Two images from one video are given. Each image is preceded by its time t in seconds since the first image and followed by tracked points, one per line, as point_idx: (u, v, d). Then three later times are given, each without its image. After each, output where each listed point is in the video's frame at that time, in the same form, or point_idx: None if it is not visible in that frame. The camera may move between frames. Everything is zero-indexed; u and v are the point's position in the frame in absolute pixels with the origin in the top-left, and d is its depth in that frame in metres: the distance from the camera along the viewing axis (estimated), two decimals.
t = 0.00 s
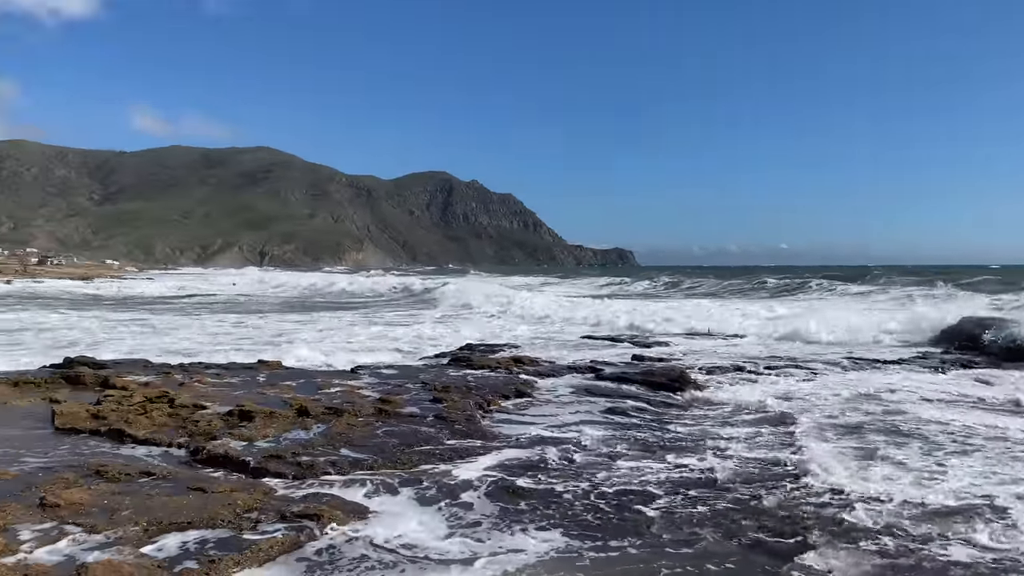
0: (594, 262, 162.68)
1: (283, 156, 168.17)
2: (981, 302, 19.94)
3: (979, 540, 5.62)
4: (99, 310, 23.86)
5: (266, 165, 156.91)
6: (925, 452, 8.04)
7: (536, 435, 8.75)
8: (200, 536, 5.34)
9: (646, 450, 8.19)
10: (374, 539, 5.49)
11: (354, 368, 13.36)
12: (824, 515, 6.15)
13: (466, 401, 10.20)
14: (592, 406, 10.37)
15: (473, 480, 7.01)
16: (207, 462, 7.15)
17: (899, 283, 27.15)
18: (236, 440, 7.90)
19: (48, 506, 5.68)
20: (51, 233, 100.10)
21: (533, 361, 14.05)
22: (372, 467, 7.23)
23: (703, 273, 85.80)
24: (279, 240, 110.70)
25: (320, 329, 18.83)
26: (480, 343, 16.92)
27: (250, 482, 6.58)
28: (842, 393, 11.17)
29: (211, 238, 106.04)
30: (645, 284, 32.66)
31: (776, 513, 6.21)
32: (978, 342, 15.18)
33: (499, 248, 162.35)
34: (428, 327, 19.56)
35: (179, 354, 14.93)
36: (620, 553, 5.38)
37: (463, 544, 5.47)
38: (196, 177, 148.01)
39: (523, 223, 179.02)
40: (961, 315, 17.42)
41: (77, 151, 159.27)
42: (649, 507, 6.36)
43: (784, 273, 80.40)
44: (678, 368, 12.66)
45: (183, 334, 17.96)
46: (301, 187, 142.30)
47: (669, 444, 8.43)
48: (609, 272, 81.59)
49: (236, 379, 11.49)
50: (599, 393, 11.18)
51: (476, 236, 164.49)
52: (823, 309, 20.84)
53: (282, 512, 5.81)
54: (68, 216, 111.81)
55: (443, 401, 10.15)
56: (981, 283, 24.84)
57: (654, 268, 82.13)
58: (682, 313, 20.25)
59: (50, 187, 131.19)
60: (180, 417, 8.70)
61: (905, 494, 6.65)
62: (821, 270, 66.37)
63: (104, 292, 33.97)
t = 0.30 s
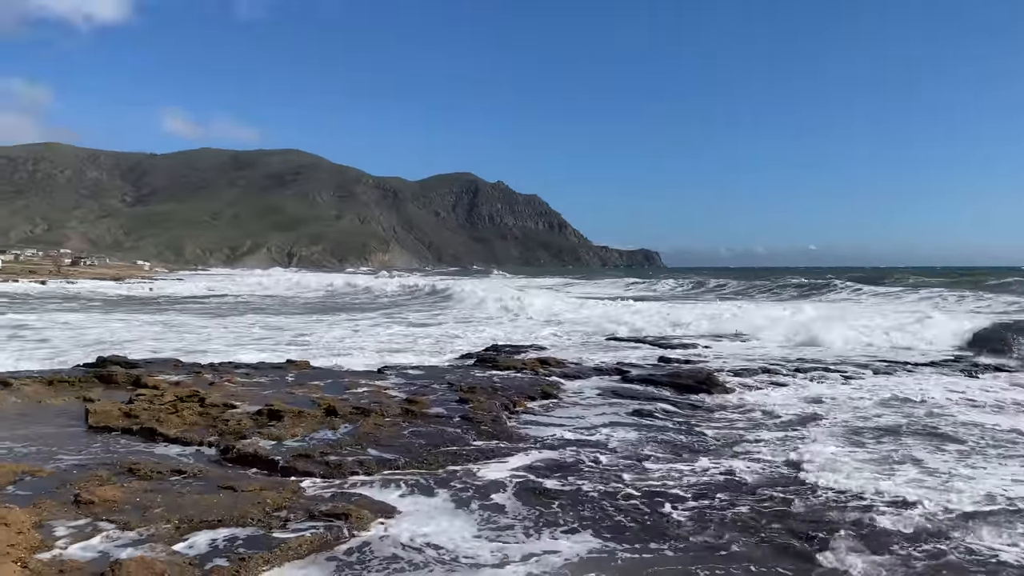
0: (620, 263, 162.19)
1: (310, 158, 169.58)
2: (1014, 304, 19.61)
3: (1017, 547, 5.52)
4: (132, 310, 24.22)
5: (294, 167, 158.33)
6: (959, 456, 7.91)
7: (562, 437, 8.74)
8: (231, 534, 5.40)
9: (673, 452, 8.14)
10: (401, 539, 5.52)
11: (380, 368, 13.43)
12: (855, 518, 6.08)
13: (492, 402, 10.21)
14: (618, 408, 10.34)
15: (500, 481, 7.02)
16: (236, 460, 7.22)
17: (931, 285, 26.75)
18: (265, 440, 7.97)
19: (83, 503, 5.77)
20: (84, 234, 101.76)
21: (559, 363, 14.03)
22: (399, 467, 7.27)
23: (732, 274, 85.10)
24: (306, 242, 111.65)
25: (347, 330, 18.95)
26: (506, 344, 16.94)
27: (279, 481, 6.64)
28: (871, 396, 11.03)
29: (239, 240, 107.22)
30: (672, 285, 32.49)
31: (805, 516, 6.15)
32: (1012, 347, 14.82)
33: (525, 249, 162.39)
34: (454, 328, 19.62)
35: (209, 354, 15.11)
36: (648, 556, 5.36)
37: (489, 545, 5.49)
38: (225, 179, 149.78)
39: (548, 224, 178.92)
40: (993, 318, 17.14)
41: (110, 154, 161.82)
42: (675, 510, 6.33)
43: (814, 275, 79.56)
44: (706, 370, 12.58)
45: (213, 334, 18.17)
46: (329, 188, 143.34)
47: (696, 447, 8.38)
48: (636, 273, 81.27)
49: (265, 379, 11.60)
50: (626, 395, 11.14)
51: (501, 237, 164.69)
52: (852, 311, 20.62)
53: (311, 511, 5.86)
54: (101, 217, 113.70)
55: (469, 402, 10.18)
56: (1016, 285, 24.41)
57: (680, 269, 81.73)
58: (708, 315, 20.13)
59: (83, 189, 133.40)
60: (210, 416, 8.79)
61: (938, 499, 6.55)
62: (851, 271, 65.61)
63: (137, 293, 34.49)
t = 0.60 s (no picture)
0: (641, 264, 161.80)
1: (332, 159, 170.61)
2: None
3: None
4: (158, 310, 24.51)
5: (317, 168, 159.35)
6: (989, 459, 7.79)
7: (585, 438, 8.72)
8: (256, 531, 5.44)
9: (696, 454, 8.10)
10: (424, 539, 5.54)
11: (403, 368, 13.48)
12: (883, 522, 6.00)
13: (514, 402, 10.22)
14: (640, 410, 10.30)
15: (523, 481, 7.03)
16: (260, 458, 7.28)
17: (959, 287, 26.39)
18: (289, 438, 8.03)
19: (111, 500, 5.84)
20: (111, 235, 103.06)
21: (581, 363, 14.01)
22: (422, 466, 7.29)
23: (755, 275, 84.50)
24: (329, 242, 112.39)
25: (370, 330, 19.04)
26: (528, 345, 16.95)
27: (303, 479, 6.68)
28: (897, 399, 10.92)
29: (263, 241, 108.15)
30: (694, 286, 32.32)
31: (832, 519, 6.09)
32: None
33: (546, 249, 162.34)
34: (476, 328, 19.67)
35: (233, 353, 15.23)
36: (673, 559, 5.32)
37: (513, 546, 5.49)
38: (249, 180, 151.09)
39: (570, 225, 178.83)
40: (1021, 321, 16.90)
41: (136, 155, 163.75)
42: (699, 512, 6.30)
43: (839, 275, 78.85)
44: (729, 372, 12.50)
45: (237, 334, 18.35)
46: (351, 189, 144.07)
47: (720, 449, 8.33)
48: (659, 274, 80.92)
49: (288, 378, 11.69)
50: (649, 396, 11.10)
51: (522, 237, 164.82)
52: (876, 313, 20.41)
53: (335, 509, 5.88)
54: (127, 217, 115.13)
55: (491, 402, 10.20)
56: None
57: (702, 270, 81.28)
58: (730, 316, 20.03)
59: (110, 190, 135.12)
60: (235, 415, 8.87)
61: (968, 503, 6.45)
62: (877, 273, 64.96)
63: (163, 293, 34.90)
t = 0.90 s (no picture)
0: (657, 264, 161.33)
1: (349, 159, 171.29)
2: None
3: None
4: (177, 309, 24.72)
5: (334, 168, 160.07)
6: (1012, 462, 7.69)
7: (601, 438, 8.72)
8: (275, 529, 5.48)
9: (714, 456, 8.07)
10: (442, 539, 5.55)
11: (420, 368, 13.52)
12: (904, 525, 5.94)
13: (531, 402, 10.23)
14: (657, 410, 10.28)
15: (540, 481, 7.03)
16: (279, 457, 7.32)
17: (980, 288, 26.11)
18: (307, 437, 8.07)
19: (132, 497, 5.90)
20: (131, 234, 103.99)
21: (598, 363, 13.99)
22: (439, 466, 7.32)
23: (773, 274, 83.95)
24: (346, 242, 112.89)
25: (387, 329, 19.12)
26: (544, 345, 16.94)
27: (322, 478, 6.72)
28: (918, 401, 10.84)
29: (281, 240, 108.79)
30: (712, 286, 32.18)
31: (852, 521, 6.05)
32: None
33: (562, 249, 162.24)
34: (493, 328, 19.69)
35: (252, 352, 15.32)
36: (692, 561, 5.30)
37: (530, 546, 5.50)
38: (267, 180, 152.02)
39: (586, 225, 178.62)
40: None
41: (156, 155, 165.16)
42: (717, 513, 6.28)
43: (858, 274, 78.21)
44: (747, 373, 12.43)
45: (256, 333, 18.47)
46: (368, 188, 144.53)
47: (738, 450, 8.29)
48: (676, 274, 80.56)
49: (307, 377, 11.76)
50: (666, 397, 11.08)
51: (539, 237, 164.82)
52: (896, 315, 20.24)
53: (353, 508, 5.91)
54: (147, 217, 116.16)
55: (508, 402, 10.22)
56: None
57: (719, 270, 80.92)
58: (747, 316, 19.95)
59: (130, 190, 136.33)
60: (254, 413, 8.93)
61: (990, 507, 6.38)
62: (897, 273, 64.39)
63: (183, 292, 35.15)
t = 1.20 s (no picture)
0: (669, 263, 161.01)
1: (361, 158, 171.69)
2: None
3: None
4: (190, 307, 24.85)
5: (346, 166, 160.46)
6: None
7: (612, 437, 8.71)
8: (288, 525, 5.51)
9: (725, 455, 8.05)
10: (454, 537, 5.57)
11: (431, 365, 13.54)
12: (919, 525, 5.90)
13: (542, 401, 10.23)
14: (669, 409, 10.25)
15: (551, 479, 7.05)
16: (291, 453, 7.36)
17: (994, 288, 25.89)
18: (320, 435, 8.10)
19: (146, 493, 5.94)
20: (145, 231, 104.55)
21: (609, 362, 13.97)
22: (450, 464, 7.33)
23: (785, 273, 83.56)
24: (358, 240, 113.22)
25: (399, 327, 19.17)
26: (556, 343, 16.93)
27: (334, 475, 6.74)
28: (931, 400, 10.76)
29: (293, 238, 109.19)
30: (724, 284, 32.06)
31: (866, 521, 6.02)
32: None
33: (574, 248, 162.12)
34: (504, 326, 19.69)
35: (264, 350, 15.38)
36: (705, 560, 5.29)
37: (543, 545, 5.50)
38: (279, 179, 152.63)
39: (598, 223, 178.44)
40: None
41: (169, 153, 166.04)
42: (728, 513, 6.27)
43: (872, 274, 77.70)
44: (759, 372, 12.37)
45: (269, 330, 18.56)
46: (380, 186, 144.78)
47: (749, 450, 8.27)
48: (689, 274, 80.29)
49: (319, 374, 11.81)
50: (677, 396, 11.05)
51: (550, 236, 164.75)
52: (910, 314, 20.10)
53: (365, 505, 5.93)
54: (160, 215, 116.79)
55: (519, 400, 10.22)
56: None
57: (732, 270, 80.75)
58: (759, 315, 19.87)
59: (144, 188, 137.08)
60: (266, 410, 8.98)
61: (1006, 507, 6.33)
62: (911, 273, 63.95)
63: (197, 290, 35.30)
